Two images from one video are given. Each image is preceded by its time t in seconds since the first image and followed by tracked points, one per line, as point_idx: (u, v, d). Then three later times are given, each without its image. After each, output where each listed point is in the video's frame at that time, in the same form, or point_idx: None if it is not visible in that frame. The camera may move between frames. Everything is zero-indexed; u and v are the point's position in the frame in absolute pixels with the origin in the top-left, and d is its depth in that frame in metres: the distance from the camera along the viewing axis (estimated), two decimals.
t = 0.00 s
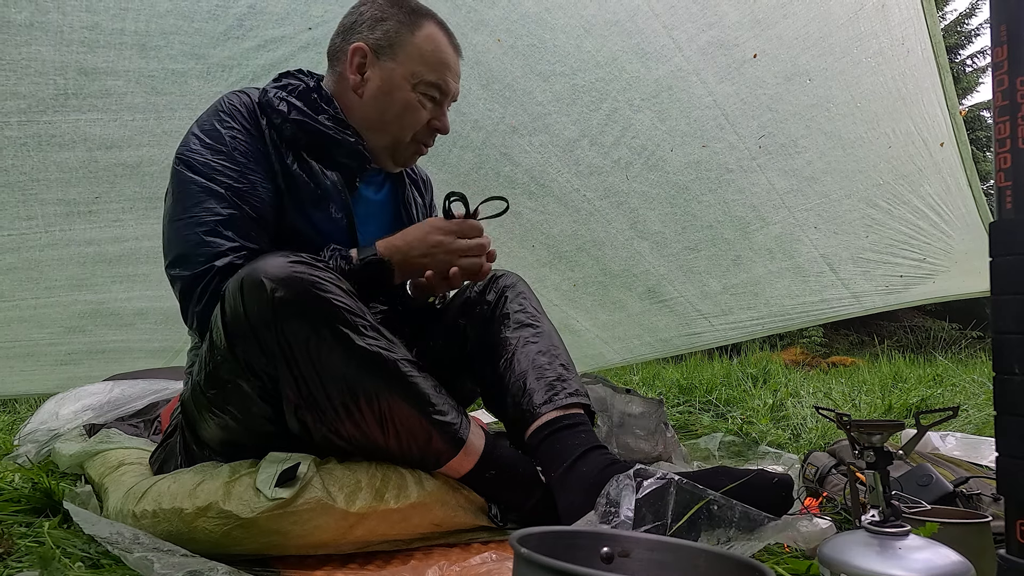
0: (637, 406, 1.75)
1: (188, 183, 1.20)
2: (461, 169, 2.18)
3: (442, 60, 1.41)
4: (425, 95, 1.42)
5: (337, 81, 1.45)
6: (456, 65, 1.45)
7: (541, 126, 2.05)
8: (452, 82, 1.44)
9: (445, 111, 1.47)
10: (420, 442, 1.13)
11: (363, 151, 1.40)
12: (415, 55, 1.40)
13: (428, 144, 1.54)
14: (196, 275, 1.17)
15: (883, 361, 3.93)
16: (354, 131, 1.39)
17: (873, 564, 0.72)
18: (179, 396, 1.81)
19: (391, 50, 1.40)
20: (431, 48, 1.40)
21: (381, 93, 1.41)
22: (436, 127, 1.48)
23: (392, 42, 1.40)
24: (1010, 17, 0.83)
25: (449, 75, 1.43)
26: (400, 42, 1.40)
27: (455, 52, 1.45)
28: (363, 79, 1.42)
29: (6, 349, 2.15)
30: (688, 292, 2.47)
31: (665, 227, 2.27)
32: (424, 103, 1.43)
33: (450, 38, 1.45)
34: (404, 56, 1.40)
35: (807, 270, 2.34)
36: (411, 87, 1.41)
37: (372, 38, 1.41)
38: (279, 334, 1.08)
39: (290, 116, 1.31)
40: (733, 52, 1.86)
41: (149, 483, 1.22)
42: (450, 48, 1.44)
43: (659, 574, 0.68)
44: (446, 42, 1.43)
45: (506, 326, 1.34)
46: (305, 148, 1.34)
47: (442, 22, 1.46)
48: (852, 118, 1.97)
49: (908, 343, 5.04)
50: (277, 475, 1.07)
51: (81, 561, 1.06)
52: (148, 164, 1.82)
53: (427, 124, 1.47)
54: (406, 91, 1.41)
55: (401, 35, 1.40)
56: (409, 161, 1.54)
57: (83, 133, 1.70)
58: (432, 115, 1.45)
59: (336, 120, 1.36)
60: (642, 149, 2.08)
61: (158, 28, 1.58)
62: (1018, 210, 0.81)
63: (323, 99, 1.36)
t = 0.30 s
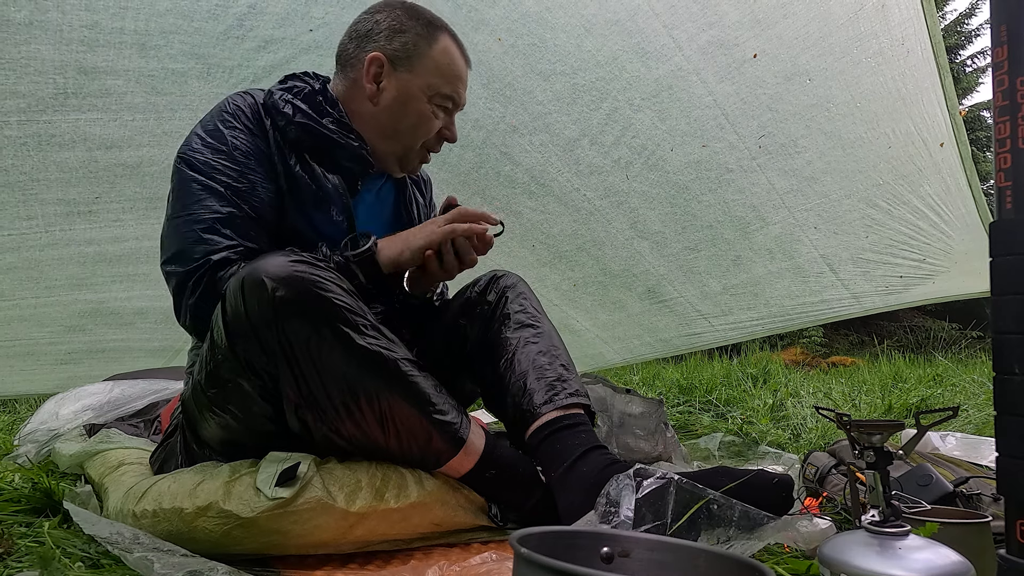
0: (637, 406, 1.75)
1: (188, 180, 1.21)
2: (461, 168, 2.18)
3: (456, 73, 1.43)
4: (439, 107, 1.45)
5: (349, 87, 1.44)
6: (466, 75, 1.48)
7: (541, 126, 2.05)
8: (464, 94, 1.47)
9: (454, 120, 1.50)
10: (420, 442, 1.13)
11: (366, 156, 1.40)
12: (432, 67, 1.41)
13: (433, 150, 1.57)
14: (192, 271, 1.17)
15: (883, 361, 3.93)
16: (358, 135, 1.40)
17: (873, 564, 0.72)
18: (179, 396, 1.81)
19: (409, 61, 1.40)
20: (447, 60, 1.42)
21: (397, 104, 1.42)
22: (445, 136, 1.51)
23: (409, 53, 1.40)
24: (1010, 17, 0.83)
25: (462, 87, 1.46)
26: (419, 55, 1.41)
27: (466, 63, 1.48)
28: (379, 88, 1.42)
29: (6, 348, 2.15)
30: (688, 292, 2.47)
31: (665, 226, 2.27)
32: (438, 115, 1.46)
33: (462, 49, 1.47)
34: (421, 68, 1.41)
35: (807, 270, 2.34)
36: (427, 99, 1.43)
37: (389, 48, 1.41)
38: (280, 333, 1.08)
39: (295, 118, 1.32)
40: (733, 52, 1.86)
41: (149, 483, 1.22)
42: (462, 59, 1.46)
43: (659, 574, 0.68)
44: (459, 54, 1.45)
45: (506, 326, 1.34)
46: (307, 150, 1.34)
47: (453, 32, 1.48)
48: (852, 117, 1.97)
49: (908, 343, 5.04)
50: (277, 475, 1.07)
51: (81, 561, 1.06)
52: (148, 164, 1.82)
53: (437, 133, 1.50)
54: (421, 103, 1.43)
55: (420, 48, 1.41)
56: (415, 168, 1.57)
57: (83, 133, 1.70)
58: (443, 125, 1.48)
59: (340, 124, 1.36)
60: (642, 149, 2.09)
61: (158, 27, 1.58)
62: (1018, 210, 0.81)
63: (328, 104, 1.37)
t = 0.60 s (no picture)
0: (637, 406, 1.75)
1: (185, 170, 1.20)
2: (461, 168, 2.18)
3: (464, 84, 1.44)
4: (445, 116, 1.46)
5: (357, 92, 1.44)
6: (472, 85, 1.48)
7: (541, 125, 2.05)
8: (469, 104, 1.48)
9: (458, 128, 1.51)
10: (420, 442, 1.13)
11: (368, 159, 1.41)
12: (441, 77, 1.41)
13: (436, 155, 1.58)
14: (178, 257, 1.15)
15: (883, 361, 3.93)
16: (361, 137, 1.40)
17: (873, 564, 0.72)
18: (179, 396, 1.81)
19: (418, 70, 1.40)
20: (455, 71, 1.42)
21: (405, 112, 1.42)
22: (449, 143, 1.52)
23: (419, 62, 1.40)
24: (1010, 17, 0.83)
25: (468, 97, 1.47)
26: (429, 65, 1.41)
27: (473, 73, 1.48)
28: (387, 95, 1.42)
29: (6, 348, 2.15)
30: (688, 292, 2.47)
31: (665, 226, 2.27)
32: (444, 124, 1.47)
33: (469, 59, 1.47)
34: (430, 77, 1.41)
35: (807, 269, 2.34)
36: (434, 108, 1.43)
37: (399, 56, 1.41)
38: (280, 333, 1.08)
39: (298, 118, 1.32)
40: (732, 52, 1.86)
41: (149, 482, 1.21)
42: (469, 69, 1.46)
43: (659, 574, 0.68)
44: (466, 63, 1.45)
45: (506, 326, 1.34)
46: (308, 149, 1.34)
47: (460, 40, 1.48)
48: (852, 117, 1.97)
49: (908, 343, 5.04)
50: (278, 475, 1.07)
51: (81, 561, 1.06)
52: (148, 164, 1.82)
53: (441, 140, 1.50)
54: (428, 112, 1.43)
55: (430, 59, 1.40)
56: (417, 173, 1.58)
57: (82, 132, 1.70)
58: (448, 132, 1.49)
59: (343, 125, 1.37)
60: (642, 149, 2.09)
61: (157, 26, 1.58)
62: (1018, 210, 0.81)
63: (332, 105, 1.37)
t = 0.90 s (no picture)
0: (637, 406, 1.75)
1: (192, 176, 1.20)
2: (461, 168, 2.18)
3: (466, 85, 1.45)
4: (447, 118, 1.46)
5: (359, 93, 1.43)
6: (472, 87, 1.49)
7: (541, 126, 2.05)
8: (469, 106, 1.49)
9: (458, 130, 1.52)
10: (420, 441, 1.13)
11: (370, 160, 1.40)
12: (444, 79, 1.42)
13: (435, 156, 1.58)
14: (192, 265, 1.16)
15: (883, 361, 3.93)
16: (362, 138, 1.39)
17: (873, 564, 0.72)
18: (179, 397, 1.81)
19: (421, 72, 1.40)
20: (458, 74, 1.43)
21: (408, 114, 1.42)
22: (449, 144, 1.53)
23: (422, 64, 1.40)
24: (1010, 17, 0.83)
25: (468, 100, 1.48)
26: (432, 67, 1.41)
27: (473, 75, 1.49)
28: (390, 96, 1.41)
29: (6, 349, 2.15)
30: (688, 292, 2.47)
31: (666, 227, 2.27)
32: (445, 126, 1.47)
33: (469, 60, 1.48)
34: (433, 79, 1.41)
35: (808, 270, 2.34)
36: (436, 110, 1.44)
37: (402, 58, 1.40)
38: (281, 332, 1.08)
39: (301, 120, 1.31)
40: (733, 52, 1.86)
41: (149, 482, 1.21)
42: (470, 71, 1.47)
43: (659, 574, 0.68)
44: (467, 66, 1.45)
45: (507, 326, 1.34)
46: (313, 151, 1.34)
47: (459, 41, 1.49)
48: (852, 118, 1.97)
49: (908, 344, 5.04)
50: (278, 475, 1.07)
51: (81, 561, 1.06)
52: (148, 164, 1.82)
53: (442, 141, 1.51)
54: (430, 114, 1.44)
55: (433, 60, 1.41)
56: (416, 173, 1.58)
57: (82, 133, 1.70)
58: (449, 134, 1.50)
59: (346, 128, 1.36)
60: (642, 149, 2.08)
61: (157, 27, 1.58)
62: (1018, 211, 0.81)
63: (333, 106, 1.36)
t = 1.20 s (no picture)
0: (637, 406, 1.75)
1: (178, 165, 1.20)
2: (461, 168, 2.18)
3: (467, 85, 1.44)
4: (448, 118, 1.46)
5: (360, 94, 1.43)
6: (474, 85, 1.48)
7: (541, 125, 2.05)
8: (470, 104, 1.48)
9: (461, 129, 1.51)
10: (420, 440, 1.13)
11: (370, 160, 1.41)
12: (443, 79, 1.41)
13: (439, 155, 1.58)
14: (158, 248, 1.15)
15: (883, 361, 3.93)
16: (362, 139, 1.39)
17: (873, 564, 0.72)
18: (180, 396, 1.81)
19: (421, 72, 1.40)
20: (458, 73, 1.42)
21: (408, 114, 1.42)
22: (452, 143, 1.53)
23: (421, 63, 1.40)
24: (1010, 17, 0.83)
25: (468, 98, 1.46)
26: (431, 66, 1.40)
27: (474, 72, 1.47)
28: (391, 97, 1.41)
29: (6, 349, 2.15)
30: (688, 292, 2.47)
31: (666, 226, 2.27)
32: (445, 125, 1.46)
33: (470, 59, 1.47)
34: (433, 78, 1.41)
35: (807, 270, 2.34)
36: (437, 110, 1.43)
37: (402, 58, 1.40)
38: (282, 332, 1.08)
39: (301, 121, 1.31)
40: (733, 52, 1.86)
41: (149, 482, 1.21)
42: (471, 70, 1.46)
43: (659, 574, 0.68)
44: (468, 64, 1.44)
45: (506, 327, 1.34)
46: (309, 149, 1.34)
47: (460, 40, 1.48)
48: (852, 117, 1.97)
49: (908, 343, 5.04)
50: (278, 474, 1.08)
51: (81, 561, 1.06)
52: (148, 164, 1.82)
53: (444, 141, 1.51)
54: (431, 113, 1.43)
55: (432, 59, 1.40)
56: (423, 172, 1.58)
57: (82, 132, 1.70)
58: (451, 133, 1.50)
59: (346, 128, 1.36)
60: (642, 149, 2.08)
61: (157, 27, 1.58)
62: (1018, 210, 0.81)
63: (334, 107, 1.37)
